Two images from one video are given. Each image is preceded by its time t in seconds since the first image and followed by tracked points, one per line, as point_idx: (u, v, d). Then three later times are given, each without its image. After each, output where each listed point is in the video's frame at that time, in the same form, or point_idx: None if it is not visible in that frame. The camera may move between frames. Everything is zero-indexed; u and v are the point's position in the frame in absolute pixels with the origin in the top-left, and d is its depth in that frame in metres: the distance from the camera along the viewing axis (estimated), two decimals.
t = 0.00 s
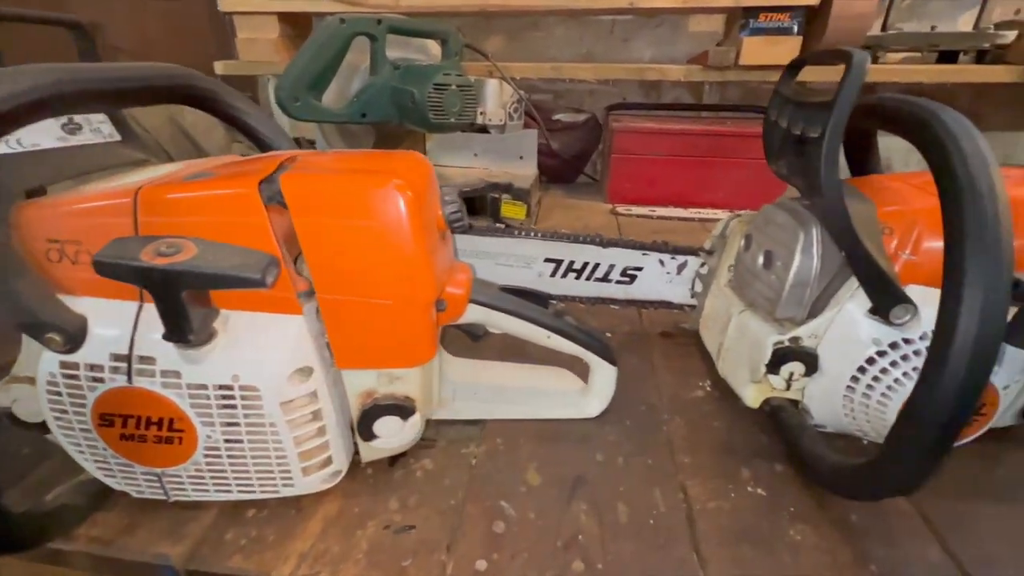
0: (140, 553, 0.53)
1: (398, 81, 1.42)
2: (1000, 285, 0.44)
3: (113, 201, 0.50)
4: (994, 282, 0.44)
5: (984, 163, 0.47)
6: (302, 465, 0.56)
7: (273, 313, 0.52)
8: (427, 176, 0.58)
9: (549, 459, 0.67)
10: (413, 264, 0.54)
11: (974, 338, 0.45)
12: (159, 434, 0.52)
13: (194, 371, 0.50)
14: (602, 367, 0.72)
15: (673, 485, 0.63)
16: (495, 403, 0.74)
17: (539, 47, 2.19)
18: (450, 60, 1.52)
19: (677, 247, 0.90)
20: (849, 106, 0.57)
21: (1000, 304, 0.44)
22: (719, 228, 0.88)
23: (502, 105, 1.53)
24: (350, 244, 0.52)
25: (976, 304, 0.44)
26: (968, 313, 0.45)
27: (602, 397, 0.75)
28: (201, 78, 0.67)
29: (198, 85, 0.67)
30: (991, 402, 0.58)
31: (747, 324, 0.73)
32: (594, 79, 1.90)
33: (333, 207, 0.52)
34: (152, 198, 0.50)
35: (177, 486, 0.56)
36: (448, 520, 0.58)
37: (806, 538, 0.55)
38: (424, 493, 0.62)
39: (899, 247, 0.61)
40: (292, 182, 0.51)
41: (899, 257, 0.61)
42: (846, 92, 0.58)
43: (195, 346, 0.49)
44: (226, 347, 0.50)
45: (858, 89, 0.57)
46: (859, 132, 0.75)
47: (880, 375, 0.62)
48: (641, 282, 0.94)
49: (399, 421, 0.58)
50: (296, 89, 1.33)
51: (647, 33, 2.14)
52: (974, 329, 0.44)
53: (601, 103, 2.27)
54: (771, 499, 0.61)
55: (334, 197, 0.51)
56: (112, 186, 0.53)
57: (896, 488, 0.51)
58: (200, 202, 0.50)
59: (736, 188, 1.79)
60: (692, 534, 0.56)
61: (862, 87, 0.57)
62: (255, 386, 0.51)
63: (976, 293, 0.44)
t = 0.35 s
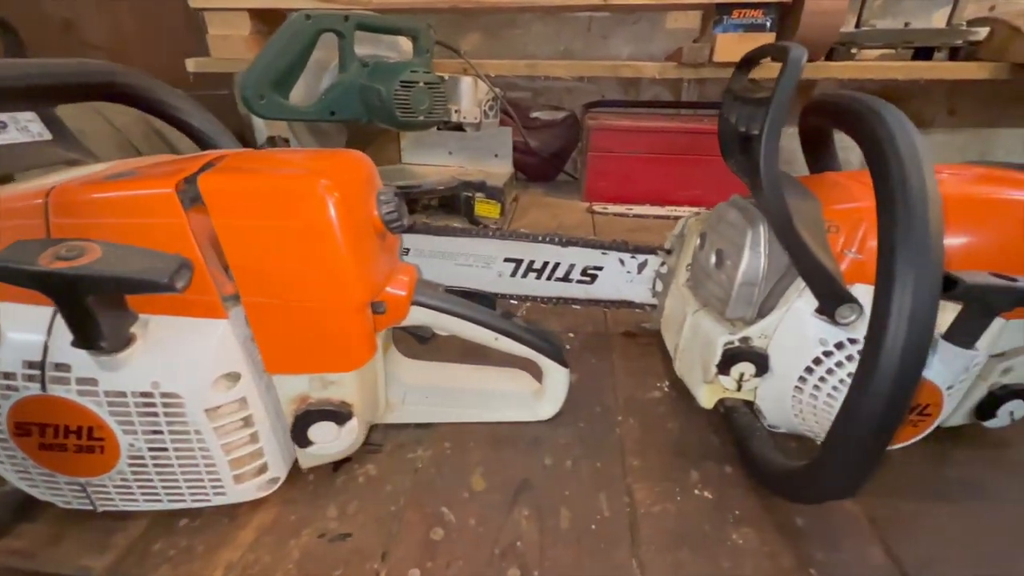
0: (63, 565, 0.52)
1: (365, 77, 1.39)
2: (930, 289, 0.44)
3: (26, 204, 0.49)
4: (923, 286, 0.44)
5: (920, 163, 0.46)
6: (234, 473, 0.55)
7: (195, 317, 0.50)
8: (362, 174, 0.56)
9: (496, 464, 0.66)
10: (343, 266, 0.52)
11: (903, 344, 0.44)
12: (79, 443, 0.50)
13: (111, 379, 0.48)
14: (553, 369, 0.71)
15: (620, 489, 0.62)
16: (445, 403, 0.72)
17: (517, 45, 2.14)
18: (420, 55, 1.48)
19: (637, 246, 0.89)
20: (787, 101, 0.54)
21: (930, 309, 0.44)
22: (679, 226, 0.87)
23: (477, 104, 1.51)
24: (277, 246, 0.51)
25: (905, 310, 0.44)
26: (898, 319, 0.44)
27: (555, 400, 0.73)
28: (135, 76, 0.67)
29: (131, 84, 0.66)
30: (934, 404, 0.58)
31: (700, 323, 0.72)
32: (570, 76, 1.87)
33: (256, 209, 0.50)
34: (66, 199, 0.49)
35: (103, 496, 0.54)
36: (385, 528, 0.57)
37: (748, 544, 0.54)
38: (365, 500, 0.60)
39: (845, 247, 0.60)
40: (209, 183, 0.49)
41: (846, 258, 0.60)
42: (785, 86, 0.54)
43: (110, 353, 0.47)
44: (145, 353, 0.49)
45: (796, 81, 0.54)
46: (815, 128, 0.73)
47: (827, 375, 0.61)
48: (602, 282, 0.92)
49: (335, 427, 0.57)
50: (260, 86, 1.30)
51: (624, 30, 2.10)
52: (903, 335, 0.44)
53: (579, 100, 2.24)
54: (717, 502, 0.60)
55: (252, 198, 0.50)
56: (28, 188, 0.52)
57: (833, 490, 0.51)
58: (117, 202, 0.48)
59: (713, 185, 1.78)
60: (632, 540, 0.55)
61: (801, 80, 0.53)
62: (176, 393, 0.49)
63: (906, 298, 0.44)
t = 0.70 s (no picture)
0: None
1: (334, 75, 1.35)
2: (856, 289, 0.42)
3: None
4: (849, 286, 0.42)
5: (848, 161, 0.45)
6: (159, 482, 0.54)
7: (112, 322, 0.49)
8: (292, 176, 0.55)
9: (440, 469, 0.65)
10: (263, 269, 0.50)
11: (830, 344, 0.43)
12: None
13: (22, 388, 0.47)
14: (502, 372, 0.70)
15: (562, 494, 0.61)
16: (392, 406, 0.71)
17: (495, 42, 2.07)
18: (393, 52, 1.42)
19: (596, 246, 0.87)
20: (718, 99, 0.53)
21: (857, 309, 0.43)
22: (636, 225, 0.86)
23: (453, 102, 1.46)
24: (194, 249, 0.49)
25: (830, 310, 0.43)
26: (823, 320, 0.43)
27: (505, 402, 0.72)
28: (66, 75, 0.65)
29: (62, 84, 0.65)
30: (877, 406, 0.57)
31: (650, 324, 0.71)
32: (546, 74, 1.84)
33: (170, 212, 0.49)
34: None
35: (26, 507, 0.53)
36: (318, 536, 0.56)
37: (685, 549, 0.54)
38: (301, 507, 0.59)
39: (788, 248, 0.60)
40: (124, 183, 0.48)
41: (788, 258, 0.59)
42: (717, 83, 0.53)
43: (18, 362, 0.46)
44: (57, 360, 0.47)
45: (728, 79, 0.52)
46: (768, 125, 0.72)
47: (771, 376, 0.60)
48: (561, 282, 0.91)
49: (266, 432, 0.56)
50: (225, 83, 1.28)
51: (603, 28, 2.04)
52: (828, 336, 0.43)
53: (559, 99, 2.21)
54: (659, 506, 0.59)
55: (166, 200, 0.48)
56: None
57: (770, 494, 0.50)
58: (28, 203, 0.47)
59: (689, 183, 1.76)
60: (569, 546, 0.54)
61: (732, 77, 0.52)
62: (91, 400, 0.48)
63: (832, 298, 0.43)
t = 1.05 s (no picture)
0: None
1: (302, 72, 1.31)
2: (788, 283, 0.41)
3: None
4: (782, 281, 0.41)
5: (781, 153, 0.44)
6: (85, 488, 0.52)
7: (30, 323, 0.48)
8: (223, 171, 0.53)
9: (386, 472, 0.63)
10: (186, 268, 0.49)
11: (762, 341, 0.41)
12: None
13: None
14: (453, 373, 0.69)
15: (508, 496, 0.59)
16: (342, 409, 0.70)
17: (476, 39, 2.02)
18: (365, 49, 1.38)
19: (557, 243, 0.86)
20: (657, 91, 0.51)
21: (789, 304, 0.41)
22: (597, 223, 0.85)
23: (430, 98, 1.38)
24: (113, 246, 0.48)
25: (762, 308, 0.41)
26: (755, 319, 0.41)
27: (458, 403, 0.71)
28: None
29: None
30: (827, 405, 0.56)
31: (605, 323, 0.70)
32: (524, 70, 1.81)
33: (87, 209, 0.47)
34: None
35: None
36: (253, 543, 0.54)
37: (627, 554, 0.52)
38: (239, 513, 0.58)
39: (737, 246, 0.58)
40: (38, 179, 0.46)
41: (737, 256, 0.58)
42: (656, 76, 0.52)
43: None
44: None
45: (666, 71, 0.51)
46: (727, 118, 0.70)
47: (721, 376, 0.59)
48: (524, 280, 0.90)
49: (197, 436, 0.54)
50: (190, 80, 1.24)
51: (583, 25, 1.98)
52: (759, 335, 0.41)
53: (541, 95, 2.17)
54: (607, 509, 0.58)
55: (83, 196, 0.47)
56: None
57: (712, 496, 0.48)
58: None
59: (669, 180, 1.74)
60: (509, 551, 0.53)
61: (670, 70, 0.51)
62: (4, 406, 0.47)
63: (763, 293, 0.41)
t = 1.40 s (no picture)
0: None
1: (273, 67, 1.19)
2: (713, 281, 0.39)
3: None
4: (706, 278, 0.39)
5: (710, 146, 0.43)
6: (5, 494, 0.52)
7: None
8: (145, 168, 0.51)
9: (328, 475, 0.62)
10: (101, 267, 0.47)
11: (689, 341, 0.40)
12: None
13: None
14: (402, 374, 0.67)
15: (449, 501, 0.58)
16: (289, 411, 0.68)
17: (455, 35, 1.79)
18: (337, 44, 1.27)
19: (516, 240, 0.84)
20: (590, 82, 0.49)
21: (715, 302, 0.40)
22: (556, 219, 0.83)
23: (406, 94, 1.26)
24: (25, 245, 0.46)
25: (687, 307, 0.39)
26: (681, 318, 0.40)
27: (408, 404, 0.69)
28: None
29: None
30: (772, 406, 0.55)
31: (558, 322, 0.68)
32: (501, 65, 1.76)
33: None
34: None
35: None
36: (182, 550, 0.53)
37: (564, 560, 0.51)
38: (171, 518, 0.56)
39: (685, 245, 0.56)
40: None
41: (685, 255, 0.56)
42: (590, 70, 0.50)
43: None
44: None
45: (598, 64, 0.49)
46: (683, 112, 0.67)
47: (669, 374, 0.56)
48: (484, 278, 0.88)
49: (121, 441, 0.52)
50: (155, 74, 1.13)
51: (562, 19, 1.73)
52: (686, 335, 0.40)
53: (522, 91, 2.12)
54: (550, 513, 0.56)
55: None
56: None
57: (648, 499, 0.47)
58: None
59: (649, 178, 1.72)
60: (443, 558, 0.51)
61: (603, 62, 0.49)
62: None
63: (687, 292, 0.40)
